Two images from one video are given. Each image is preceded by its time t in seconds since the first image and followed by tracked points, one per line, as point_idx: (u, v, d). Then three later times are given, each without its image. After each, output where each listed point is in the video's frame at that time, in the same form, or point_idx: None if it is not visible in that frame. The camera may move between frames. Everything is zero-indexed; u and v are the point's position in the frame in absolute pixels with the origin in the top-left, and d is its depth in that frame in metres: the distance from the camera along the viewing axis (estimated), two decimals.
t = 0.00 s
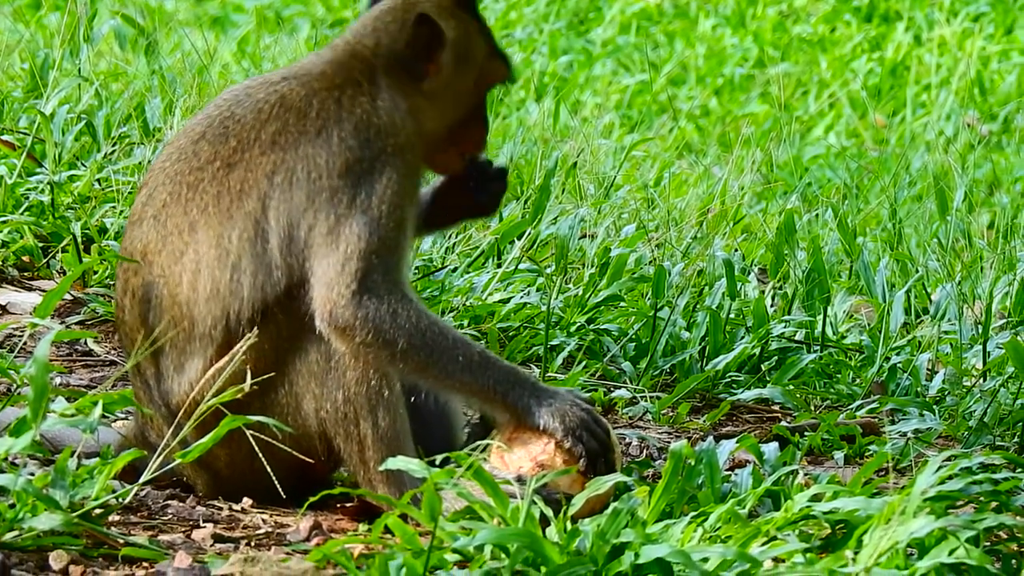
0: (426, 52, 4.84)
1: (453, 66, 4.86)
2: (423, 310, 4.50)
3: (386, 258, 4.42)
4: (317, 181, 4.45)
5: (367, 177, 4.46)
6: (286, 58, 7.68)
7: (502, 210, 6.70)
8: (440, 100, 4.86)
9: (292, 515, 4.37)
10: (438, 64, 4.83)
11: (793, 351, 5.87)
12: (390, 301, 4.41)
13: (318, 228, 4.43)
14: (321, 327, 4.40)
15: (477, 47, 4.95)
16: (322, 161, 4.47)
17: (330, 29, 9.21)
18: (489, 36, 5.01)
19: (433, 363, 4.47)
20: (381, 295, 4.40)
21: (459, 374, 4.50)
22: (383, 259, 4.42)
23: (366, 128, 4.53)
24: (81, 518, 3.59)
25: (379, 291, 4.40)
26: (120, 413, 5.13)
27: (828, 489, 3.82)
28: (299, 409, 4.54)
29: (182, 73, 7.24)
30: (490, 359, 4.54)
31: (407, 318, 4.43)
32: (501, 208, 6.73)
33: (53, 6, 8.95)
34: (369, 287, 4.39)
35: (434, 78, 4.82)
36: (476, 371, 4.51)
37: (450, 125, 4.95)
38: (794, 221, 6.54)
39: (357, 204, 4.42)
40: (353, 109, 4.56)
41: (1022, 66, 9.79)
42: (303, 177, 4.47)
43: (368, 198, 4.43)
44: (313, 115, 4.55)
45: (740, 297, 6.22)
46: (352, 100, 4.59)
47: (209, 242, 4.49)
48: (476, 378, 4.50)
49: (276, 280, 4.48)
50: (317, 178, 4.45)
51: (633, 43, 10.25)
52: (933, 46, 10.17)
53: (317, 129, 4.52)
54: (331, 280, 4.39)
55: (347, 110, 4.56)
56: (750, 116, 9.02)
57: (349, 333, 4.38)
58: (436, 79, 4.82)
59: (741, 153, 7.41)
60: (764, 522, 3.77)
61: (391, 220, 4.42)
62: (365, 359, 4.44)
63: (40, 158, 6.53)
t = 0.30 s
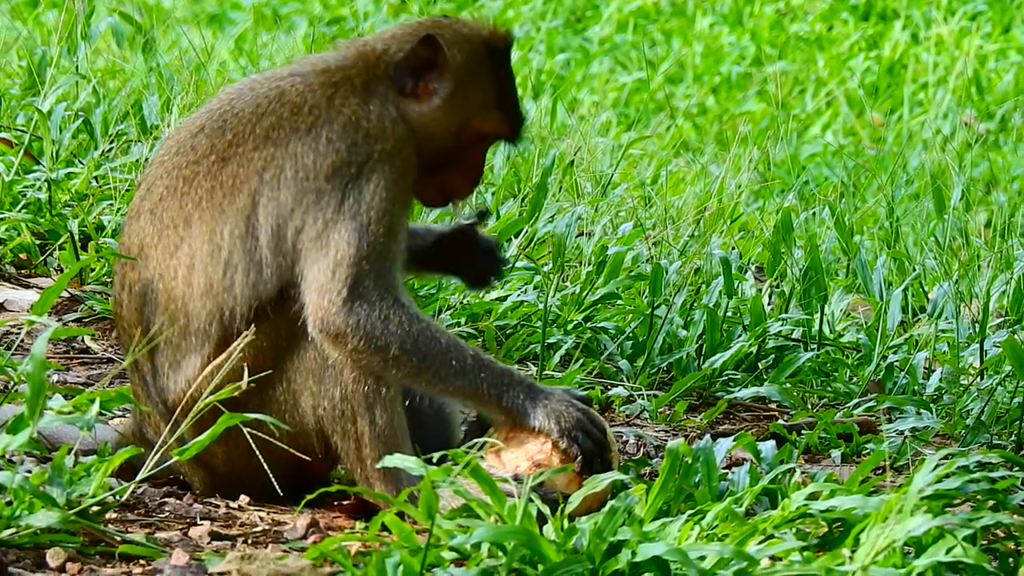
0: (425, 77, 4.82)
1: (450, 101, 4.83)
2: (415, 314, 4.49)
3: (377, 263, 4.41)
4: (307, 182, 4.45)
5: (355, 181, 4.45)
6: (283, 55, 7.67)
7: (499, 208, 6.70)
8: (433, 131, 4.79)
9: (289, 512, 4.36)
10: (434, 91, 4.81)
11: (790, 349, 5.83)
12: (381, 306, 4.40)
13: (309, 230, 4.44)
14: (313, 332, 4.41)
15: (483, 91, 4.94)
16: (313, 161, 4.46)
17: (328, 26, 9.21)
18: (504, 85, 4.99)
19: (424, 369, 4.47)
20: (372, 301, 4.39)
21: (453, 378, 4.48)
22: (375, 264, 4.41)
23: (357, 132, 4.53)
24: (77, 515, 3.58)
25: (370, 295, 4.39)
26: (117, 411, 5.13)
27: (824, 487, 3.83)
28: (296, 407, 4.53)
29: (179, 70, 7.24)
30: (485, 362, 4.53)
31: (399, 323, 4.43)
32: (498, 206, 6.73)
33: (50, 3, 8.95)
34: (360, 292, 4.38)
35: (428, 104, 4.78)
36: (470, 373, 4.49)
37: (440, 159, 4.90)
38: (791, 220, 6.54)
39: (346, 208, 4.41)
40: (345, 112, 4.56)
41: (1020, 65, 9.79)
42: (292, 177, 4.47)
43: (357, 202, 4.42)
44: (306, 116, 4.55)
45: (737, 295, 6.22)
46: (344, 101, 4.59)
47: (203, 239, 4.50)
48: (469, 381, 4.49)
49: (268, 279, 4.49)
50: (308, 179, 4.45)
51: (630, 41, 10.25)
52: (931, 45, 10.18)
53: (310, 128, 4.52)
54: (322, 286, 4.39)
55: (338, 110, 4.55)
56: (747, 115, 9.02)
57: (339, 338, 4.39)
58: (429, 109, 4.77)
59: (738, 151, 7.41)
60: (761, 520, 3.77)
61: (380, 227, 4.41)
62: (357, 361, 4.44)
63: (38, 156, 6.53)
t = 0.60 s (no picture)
0: (426, 87, 4.80)
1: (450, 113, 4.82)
2: (413, 317, 4.49)
3: (374, 267, 4.41)
4: (305, 185, 4.45)
5: (352, 185, 4.45)
6: (281, 54, 7.67)
7: (497, 207, 6.70)
8: (434, 142, 4.78)
9: (288, 509, 4.37)
10: (435, 103, 4.78)
11: (788, 347, 5.84)
12: (378, 309, 4.40)
13: (306, 232, 4.44)
14: (310, 335, 4.41)
15: (485, 102, 4.93)
16: (312, 163, 4.46)
17: (326, 24, 9.20)
18: (507, 95, 4.98)
19: (421, 372, 4.46)
20: (368, 304, 4.39)
21: (451, 379, 4.48)
22: (371, 269, 4.40)
23: (355, 138, 4.52)
24: (76, 513, 3.58)
25: (366, 299, 4.39)
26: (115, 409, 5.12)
27: (823, 485, 3.83)
28: (296, 404, 4.54)
29: (177, 68, 7.23)
30: (483, 361, 4.53)
31: (396, 326, 4.42)
32: (496, 204, 6.72)
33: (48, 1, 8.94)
34: (357, 295, 4.38)
35: (428, 116, 4.76)
36: (468, 373, 4.49)
37: (441, 169, 4.89)
38: (789, 218, 6.54)
39: (342, 212, 4.41)
40: (343, 116, 4.55)
41: (1018, 63, 9.79)
42: (290, 179, 4.47)
43: (353, 206, 4.42)
44: (305, 120, 4.55)
45: (735, 294, 6.22)
46: (344, 105, 4.59)
47: (201, 237, 4.50)
48: (466, 381, 4.48)
49: (266, 279, 4.48)
50: (306, 182, 4.45)
51: (628, 39, 10.25)
52: (929, 43, 10.18)
53: (309, 131, 4.52)
54: (319, 290, 4.38)
55: (337, 114, 4.56)
56: (745, 113, 9.03)
57: (335, 341, 4.39)
58: (430, 122, 4.75)
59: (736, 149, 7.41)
60: (759, 518, 3.77)
61: (376, 232, 4.41)
62: (354, 363, 4.43)
63: (35, 153, 6.53)
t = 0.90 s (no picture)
0: (428, 97, 4.79)
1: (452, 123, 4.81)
2: (411, 321, 4.48)
3: (371, 271, 4.40)
4: (305, 185, 4.45)
5: (350, 189, 4.44)
6: (279, 51, 7.66)
7: (495, 204, 6.69)
8: (434, 152, 4.76)
9: (285, 507, 4.36)
10: (437, 113, 4.78)
11: (786, 345, 5.85)
12: (375, 312, 4.39)
13: (304, 233, 4.43)
14: (306, 337, 4.40)
15: (489, 115, 4.93)
16: (313, 164, 4.46)
17: (324, 22, 9.20)
18: (511, 108, 4.96)
19: (418, 375, 4.46)
20: (364, 307, 4.38)
21: (448, 380, 4.48)
22: (368, 272, 4.40)
23: (355, 142, 4.52)
24: (74, 510, 3.57)
25: (363, 302, 4.38)
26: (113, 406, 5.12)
27: (821, 484, 3.83)
28: (294, 401, 4.54)
29: (176, 66, 7.22)
30: (479, 361, 4.53)
31: (393, 329, 4.41)
32: (494, 202, 6.72)
33: None
34: (353, 298, 4.37)
35: (429, 125, 4.75)
36: (465, 374, 4.49)
37: (442, 179, 4.87)
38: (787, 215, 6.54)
39: (341, 214, 4.40)
40: (345, 121, 4.56)
41: (1015, 61, 9.79)
42: (289, 179, 4.47)
43: (352, 208, 4.41)
44: (308, 122, 4.55)
45: (733, 291, 6.23)
46: (346, 108, 4.60)
47: (201, 232, 4.49)
48: (464, 383, 4.48)
49: (265, 277, 4.48)
50: (306, 184, 4.45)
51: (626, 37, 10.24)
52: (926, 41, 10.19)
53: (312, 132, 4.53)
54: (315, 292, 4.38)
55: (339, 117, 4.56)
56: (743, 111, 9.03)
57: (332, 342, 4.38)
58: (431, 131, 4.74)
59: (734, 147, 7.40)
60: (757, 516, 3.78)
61: (374, 237, 4.40)
62: (351, 365, 4.43)
63: (34, 151, 6.53)
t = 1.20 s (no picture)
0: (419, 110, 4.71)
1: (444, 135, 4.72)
2: (406, 334, 4.46)
3: (363, 285, 4.39)
4: (297, 198, 4.44)
5: (342, 205, 4.42)
6: (278, 52, 7.66)
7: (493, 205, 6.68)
8: (427, 164, 4.66)
9: (282, 508, 4.36)
10: (430, 125, 4.70)
11: (785, 346, 5.86)
12: (366, 326, 4.37)
13: (296, 246, 4.43)
14: (300, 350, 4.40)
15: (482, 127, 4.82)
16: (306, 175, 4.46)
17: (323, 23, 9.19)
18: (506, 120, 4.86)
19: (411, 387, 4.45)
20: (356, 321, 4.36)
21: (444, 387, 4.46)
22: (361, 287, 4.38)
23: (347, 157, 4.50)
24: (71, 511, 3.57)
25: (355, 316, 4.37)
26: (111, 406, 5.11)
27: (818, 485, 3.83)
28: (292, 400, 4.55)
29: (174, 66, 7.21)
30: (475, 366, 4.50)
31: (386, 341, 4.40)
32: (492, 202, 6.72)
33: None
34: (343, 312, 4.36)
35: (423, 137, 4.67)
36: (461, 381, 4.47)
37: (436, 192, 4.76)
38: (785, 216, 6.55)
39: (333, 229, 4.39)
40: (338, 137, 4.54)
41: (1013, 62, 9.79)
42: (283, 190, 4.46)
43: (344, 223, 4.40)
44: (304, 133, 4.54)
45: (731, 292, 6.22)
46: (341, 123, 4.57)
47: (199, 235, 4.51)
48: (458, 391, 4.47)
49: (261, 283, 4.49)
50: (298, 197, 4.44)
51: (625, 38, 10.24)
52: (925, 42, 10.19)
53: (306, 144, 4.51)
54: (307, 306, 4.37)
55: (333, 132, 4.54)
56: (742, 112, 9.03)
57: (323, 353, 4.37)
58: (424, 143, 4.66)
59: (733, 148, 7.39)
60: (755, 517, 3.78)
61: (365, 252, 4.38)
62: (345, 375, 4.43)
63: (32, 151, 6.53)
